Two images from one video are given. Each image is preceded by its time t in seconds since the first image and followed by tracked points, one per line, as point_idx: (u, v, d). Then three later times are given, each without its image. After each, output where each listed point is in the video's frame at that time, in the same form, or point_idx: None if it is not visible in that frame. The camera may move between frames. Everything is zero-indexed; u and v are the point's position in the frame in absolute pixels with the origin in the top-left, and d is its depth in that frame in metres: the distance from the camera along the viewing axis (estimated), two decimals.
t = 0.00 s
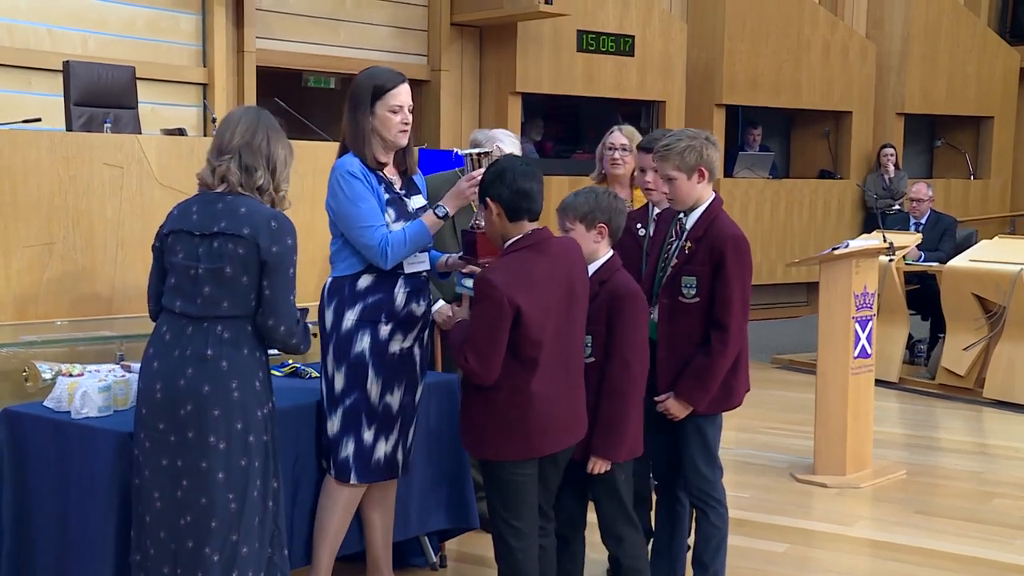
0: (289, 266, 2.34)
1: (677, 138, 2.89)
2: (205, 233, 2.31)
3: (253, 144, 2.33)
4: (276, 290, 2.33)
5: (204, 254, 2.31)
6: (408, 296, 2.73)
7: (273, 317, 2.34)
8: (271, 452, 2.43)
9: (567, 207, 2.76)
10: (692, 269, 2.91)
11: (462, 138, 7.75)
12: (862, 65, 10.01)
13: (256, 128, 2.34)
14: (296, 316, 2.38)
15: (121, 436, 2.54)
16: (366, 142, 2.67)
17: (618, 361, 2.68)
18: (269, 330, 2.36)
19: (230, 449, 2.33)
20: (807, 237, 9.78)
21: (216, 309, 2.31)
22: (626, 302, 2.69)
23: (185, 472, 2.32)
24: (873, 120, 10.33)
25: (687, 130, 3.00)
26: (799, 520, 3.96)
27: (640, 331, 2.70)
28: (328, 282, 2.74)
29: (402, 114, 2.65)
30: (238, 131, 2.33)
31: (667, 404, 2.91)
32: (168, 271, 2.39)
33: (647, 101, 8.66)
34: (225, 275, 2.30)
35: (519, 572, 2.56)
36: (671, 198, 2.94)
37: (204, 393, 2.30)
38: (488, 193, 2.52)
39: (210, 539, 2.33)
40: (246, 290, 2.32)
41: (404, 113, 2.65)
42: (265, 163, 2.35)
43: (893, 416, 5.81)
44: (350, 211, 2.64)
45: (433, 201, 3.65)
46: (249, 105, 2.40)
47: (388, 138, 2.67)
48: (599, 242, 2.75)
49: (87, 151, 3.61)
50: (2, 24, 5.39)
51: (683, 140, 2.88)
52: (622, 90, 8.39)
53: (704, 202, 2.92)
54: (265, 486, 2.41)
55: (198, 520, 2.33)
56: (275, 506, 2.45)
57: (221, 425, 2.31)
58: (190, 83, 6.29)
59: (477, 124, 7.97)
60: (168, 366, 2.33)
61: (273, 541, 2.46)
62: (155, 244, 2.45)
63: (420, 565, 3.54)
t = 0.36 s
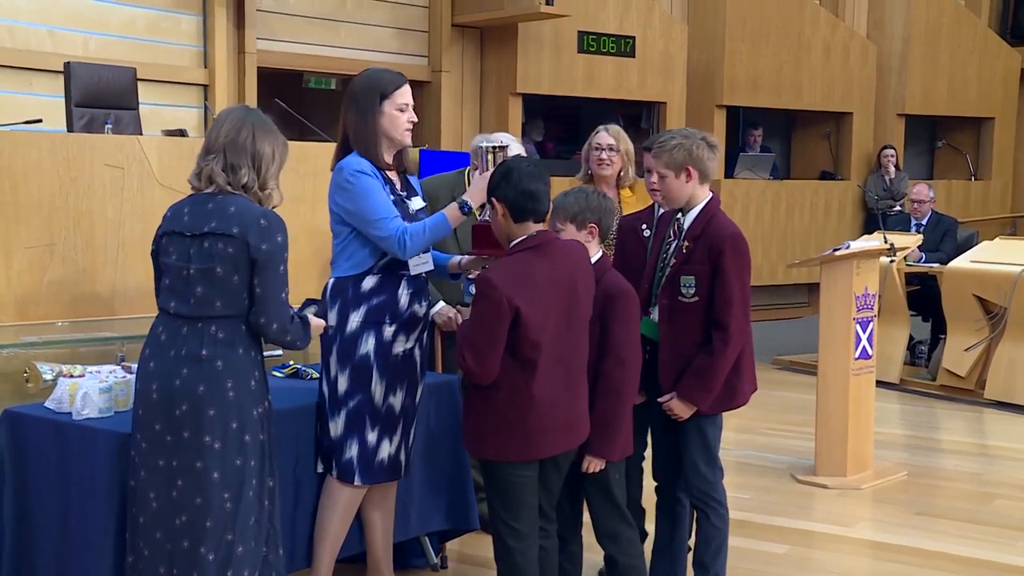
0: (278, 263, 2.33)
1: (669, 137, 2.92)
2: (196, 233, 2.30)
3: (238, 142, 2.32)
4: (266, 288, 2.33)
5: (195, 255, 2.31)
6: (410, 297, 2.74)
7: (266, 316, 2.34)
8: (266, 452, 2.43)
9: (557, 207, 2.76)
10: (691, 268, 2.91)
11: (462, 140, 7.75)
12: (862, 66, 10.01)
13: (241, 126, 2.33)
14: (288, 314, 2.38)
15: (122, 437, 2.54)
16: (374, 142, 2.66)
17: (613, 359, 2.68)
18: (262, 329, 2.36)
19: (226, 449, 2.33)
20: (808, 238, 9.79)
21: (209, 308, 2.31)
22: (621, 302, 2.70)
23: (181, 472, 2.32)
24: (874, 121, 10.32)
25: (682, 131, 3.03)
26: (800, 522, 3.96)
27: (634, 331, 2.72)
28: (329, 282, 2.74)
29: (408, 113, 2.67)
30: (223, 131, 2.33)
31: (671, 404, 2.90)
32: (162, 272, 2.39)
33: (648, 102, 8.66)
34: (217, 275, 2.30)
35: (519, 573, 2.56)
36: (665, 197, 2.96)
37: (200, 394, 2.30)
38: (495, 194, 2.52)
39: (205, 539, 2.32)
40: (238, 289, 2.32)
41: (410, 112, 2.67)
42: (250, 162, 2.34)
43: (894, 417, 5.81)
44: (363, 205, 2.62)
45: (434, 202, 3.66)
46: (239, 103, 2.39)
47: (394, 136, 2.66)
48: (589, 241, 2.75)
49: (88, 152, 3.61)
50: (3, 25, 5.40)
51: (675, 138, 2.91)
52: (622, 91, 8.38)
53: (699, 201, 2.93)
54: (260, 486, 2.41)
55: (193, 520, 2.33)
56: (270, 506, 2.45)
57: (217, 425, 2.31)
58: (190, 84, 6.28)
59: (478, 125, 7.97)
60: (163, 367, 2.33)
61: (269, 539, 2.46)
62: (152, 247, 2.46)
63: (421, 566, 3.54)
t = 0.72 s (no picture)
0: (289, 267, 2.34)
1: (664, 138, 2.93)
2: (202, 235, 2.31)
3: (241, 145, 2.33)
4: (279, 295, 2.34)
5: (201, 256, 2.31)
6: (413, 300, 2.74)
7: (281, 321, 2.36)
8: (264, 454, 2.43)
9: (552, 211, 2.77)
10: (685, 267, 2.90)
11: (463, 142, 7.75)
12: (863, 68, 10.01)
13: (244, 130, 2.34)
14: (307, 317, 2.39)
15: (121, 438, 2.55)
16: (383, 144, 2.67)
17: (617, 361, 2.69)
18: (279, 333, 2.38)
19: (223, 451, 2.33)
20: (808, 240, 9.79)
21: (211, 310, 2.31)
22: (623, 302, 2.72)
23: (178, 472, 2.33)
24: (875, 123, 10.32)
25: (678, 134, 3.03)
26: (801, 524, 3.95)
27: (634, 332, 2.73)
28: (332, 284, 2.74)
29: (415, 113, 2.68)
30: (226, 135, 2.34)
31: (664, 403, 2.90)
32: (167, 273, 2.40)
33: (648, 105, 8.67)
34: (222, 277, 2.30)
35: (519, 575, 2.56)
36: (660, 198, 2.96)
37: (198, 394, 2.30)
38: (498, 195, 2.52)
39: (201, 540, 2.32)
40: (243, 291, 2.32)
41: (416, 112, 2.68)
42: (253, 166, 2.35)
43: (895, 419, 5.80)
44: (372, 210, 2.62)
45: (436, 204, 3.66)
46: (244, 108, 2.40)
47: (401, 136, 2.68)
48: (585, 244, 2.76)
49: (89, 153, 3.61)
50: (3, 27, 5.40)
51: (670, 139, 2.92)
52: (622, 93, 8.38)
53: (694, 202, 2.94)
54: (257, 489, 2.40)
55: (189, 521, 2.33)
56: (267, 509, 2.44)
57: (214, 426, 2.31)
58: (191, 86, 6.28)
59: (478, 127, 7.97)
60: (163, 367, 2.33)
61: (265, 544, 2.45)
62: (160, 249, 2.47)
63: (421, 568, 3.54)
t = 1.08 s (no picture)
0: (309, 273, 2.37)
1: (665, 138, 2.93)
2: (219, 237, 2.31)
3: (255, 151, 2.34)
4: (301, 298, 2.38)
5: (217, 257, 2.32)
6: (416, 301, 2.75)
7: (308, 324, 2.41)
8: (267, 457, 2.42)
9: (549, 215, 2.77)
10: (684, 268, 2.90)
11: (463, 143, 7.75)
12: (863, 69, 10.01)
13: (257, 136, 2.34)
14: (332, 319, 2.44)
15: (121, 439, 2.55)
16: (391, 146, 2.67)
17: (623, 361, 2.69)
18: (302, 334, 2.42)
19: (226, 452, 2.32)
20: (808, 241, 9.79)
21: (223, 310, 2.31)
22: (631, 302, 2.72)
23: (179, 472, 2.33)
24: (875, 124, 10.32)
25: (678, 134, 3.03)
26: (801, 525, 3.96)
27: (638, 333, 2.73)
28: (335, 283, 2.74)
29: (422, 114, 2.69)
30: (240, 140, 2.35)
31: (664, 404, 2.89)
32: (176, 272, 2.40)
33: (648, 106, 8.67)
34: (240, 279, 2.31)
35: None
36: (659, 198, 2.96)
37: (203, 395, 2.30)
38: (497, 193, 2.53)
39: (199, 542, 2.32)
40: (256, 293, 2.33)
41: (423, 112, 2.69)
42: (268, 172, 2.36)
43: (895, 420, 5.80)
44: (378, 211, 2.62)
45: (439, 205, 3.66)
46: (260, 113, 2.41)
47: (409, 137, 2.68)
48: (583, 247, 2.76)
49: (89, 154, 3.61)
50: (2, 28, 5.40)
51: (671, 140, 2.91)
52: (622, 94, 8.38)
53: (693, 203, 2.94)
54: (257, 492, 2.40)
55: (188, 521, 2.32)
56: (267, 513, 2.44)
57: (218, 427, 2.31)
58: (192, 86, 6.27)
59: (478, 128, 7.97)
60: (168, 367, 2.34)
61: (263, 547, 2.45)
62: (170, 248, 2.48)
63: (421, 569, 3.54)
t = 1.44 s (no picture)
0: (320, 272, 2.39)
1: (667, 138, 2.93)
2: (226, 238, 2.31)
3: (266, 153, 2.35)
4: (314, 297, 2.39)
5: (224, 259, 2.32)
6: (419, 301, 2.73)
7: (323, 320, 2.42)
8: (273, 458, 2.42)
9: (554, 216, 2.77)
10: (686, 268, 2.91)
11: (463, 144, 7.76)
12: (863, 70, 10.02)
13: (269, 138, 2.35)
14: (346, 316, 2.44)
15: (122, 440, 2.55)
16: (397, 147, 2.67)
17: (624, 361, 2.69)
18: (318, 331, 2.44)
19: (232, 452, 2.33)
20: (809, 241, 9.79)
21: (230, 311, 2.32)
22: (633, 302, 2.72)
23: (185, 473, 2.33)
24: (875, 125, 10.32)
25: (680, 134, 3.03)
26: (800, 525, 3.96)
27: (639, 334, 2.73)
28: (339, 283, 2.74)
29: (426, 115, 2.70)
30: (252, 142, 2.35)
31: (668, 404, 2.90)
32: (181, 273, 2.41)
33: (648, 106, 8.67)
34: (248, 280, 2.31)
35: None
36: (660, 198, 2.97)
37: (208, 395, 2.30)
38: (496, 195, 2.53)
39: (207, 543, 2.32)
40: (263, 295, 2.33)
41: (427, 113, 2.70)
42: (278, 173, 2.37)
43: (895, 420, 5.81)
44: (388, 202, 2.62)
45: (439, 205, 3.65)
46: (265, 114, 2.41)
47: (413, 139, 2.69)
48: (588, 246, 2.75)
49: (89, 154, 3.61)
50: (2, 28, 5.40)
51: (672, 140, 2.92)
52: (622, 94, 8.39)
53: (694, 203, 2.94)
54: (263, 493, 2.40)
55: (195, 522, 2.32)
56: (273, 514, 2.44)
57: (223, 427, 2.31)
58: (192, 86, 6.27)
59: (478, 127, 7.97)
60: (173, 367, 2.33)
61: (271, 548, 2.45)
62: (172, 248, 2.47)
63: (421, 569, 3.54)
